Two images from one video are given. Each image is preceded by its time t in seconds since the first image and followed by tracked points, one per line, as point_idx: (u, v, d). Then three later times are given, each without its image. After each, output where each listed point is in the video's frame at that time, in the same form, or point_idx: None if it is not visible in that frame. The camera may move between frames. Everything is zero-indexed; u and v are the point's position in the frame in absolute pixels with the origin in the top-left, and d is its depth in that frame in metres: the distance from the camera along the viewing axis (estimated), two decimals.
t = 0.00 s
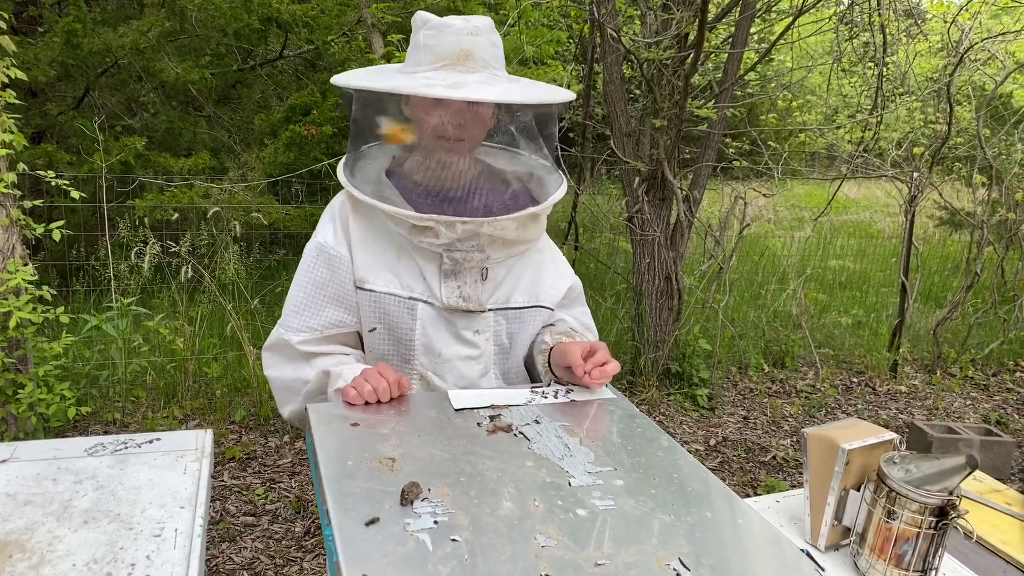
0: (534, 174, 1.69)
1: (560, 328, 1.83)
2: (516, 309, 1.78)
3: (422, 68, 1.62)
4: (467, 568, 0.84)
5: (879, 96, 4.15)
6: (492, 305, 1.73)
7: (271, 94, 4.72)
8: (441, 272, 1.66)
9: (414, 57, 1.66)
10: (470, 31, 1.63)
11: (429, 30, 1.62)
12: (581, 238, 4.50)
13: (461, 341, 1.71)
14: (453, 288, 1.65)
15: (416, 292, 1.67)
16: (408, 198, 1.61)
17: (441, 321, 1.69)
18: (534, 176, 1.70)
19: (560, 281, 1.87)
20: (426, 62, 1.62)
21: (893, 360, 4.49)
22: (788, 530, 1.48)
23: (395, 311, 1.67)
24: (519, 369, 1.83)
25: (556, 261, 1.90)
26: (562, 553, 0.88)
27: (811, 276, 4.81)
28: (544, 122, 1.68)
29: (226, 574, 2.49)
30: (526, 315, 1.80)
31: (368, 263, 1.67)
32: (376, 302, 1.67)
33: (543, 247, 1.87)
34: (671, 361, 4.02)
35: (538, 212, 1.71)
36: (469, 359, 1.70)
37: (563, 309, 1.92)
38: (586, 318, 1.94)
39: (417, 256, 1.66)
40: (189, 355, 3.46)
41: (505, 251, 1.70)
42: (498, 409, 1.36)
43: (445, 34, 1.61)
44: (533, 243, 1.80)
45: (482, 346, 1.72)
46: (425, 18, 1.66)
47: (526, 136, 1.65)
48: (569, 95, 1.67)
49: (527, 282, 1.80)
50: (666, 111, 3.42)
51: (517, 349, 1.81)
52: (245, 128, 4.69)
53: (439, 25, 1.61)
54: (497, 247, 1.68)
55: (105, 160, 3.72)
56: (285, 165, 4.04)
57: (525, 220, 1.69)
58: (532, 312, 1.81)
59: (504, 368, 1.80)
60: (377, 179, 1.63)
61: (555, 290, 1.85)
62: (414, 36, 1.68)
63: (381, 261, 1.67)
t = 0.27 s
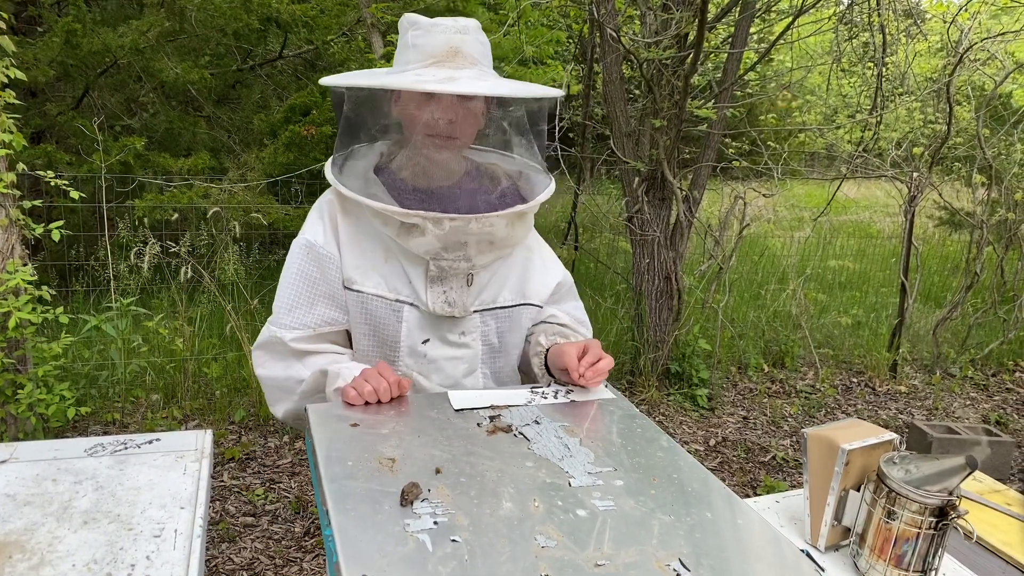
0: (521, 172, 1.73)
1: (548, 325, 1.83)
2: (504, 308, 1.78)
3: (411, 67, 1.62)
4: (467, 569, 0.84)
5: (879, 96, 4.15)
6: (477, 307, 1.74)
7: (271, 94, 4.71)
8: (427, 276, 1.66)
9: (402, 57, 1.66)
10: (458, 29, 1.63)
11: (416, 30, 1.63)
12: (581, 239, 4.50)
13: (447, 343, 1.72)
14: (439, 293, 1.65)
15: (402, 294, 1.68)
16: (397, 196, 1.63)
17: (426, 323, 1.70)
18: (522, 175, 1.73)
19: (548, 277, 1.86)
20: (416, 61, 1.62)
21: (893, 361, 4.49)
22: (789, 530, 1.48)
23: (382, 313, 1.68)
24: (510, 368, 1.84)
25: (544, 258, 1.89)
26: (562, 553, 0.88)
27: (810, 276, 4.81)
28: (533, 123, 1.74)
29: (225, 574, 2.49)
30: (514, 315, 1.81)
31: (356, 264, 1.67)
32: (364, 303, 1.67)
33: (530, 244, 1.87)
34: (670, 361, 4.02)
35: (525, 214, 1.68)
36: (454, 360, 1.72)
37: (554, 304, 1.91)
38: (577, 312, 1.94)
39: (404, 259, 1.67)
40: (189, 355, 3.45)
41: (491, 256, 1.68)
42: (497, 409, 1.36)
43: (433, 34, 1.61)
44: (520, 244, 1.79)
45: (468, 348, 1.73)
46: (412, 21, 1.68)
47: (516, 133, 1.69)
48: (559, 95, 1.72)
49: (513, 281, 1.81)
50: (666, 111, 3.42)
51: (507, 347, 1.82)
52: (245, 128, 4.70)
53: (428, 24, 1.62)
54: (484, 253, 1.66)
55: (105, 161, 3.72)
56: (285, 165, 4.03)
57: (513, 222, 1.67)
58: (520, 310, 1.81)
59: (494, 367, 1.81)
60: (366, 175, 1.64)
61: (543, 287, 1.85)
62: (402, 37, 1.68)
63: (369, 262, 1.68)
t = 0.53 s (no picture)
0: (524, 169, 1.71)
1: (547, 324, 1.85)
2: (503, 307, 1.80)
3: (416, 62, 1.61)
4: (468, 568, 0.84)
5: (878, 96, 4.15)
6: (476, 306, 1.75)
7: (271, 94, 4.71)
8: (425, 275, 1.67)
9: (405, 53, 1.65)
10: (461, 27, 1.64)
11: (420, 26, 1.62)
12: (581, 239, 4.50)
13: (445, 342, 1.73)
14: (437, 292, 1.66)
15: (400, 294, 1.69)
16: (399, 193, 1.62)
17: (424, 323, 1.71)
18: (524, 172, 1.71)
19: (546, 276, 1.88)
20: (418, 57, 1.62)
21: (893, 360, 4.49)
22: (789, 529, 1.48)
23: (379, 312, 1.69)
24: (511, 368, 1.84)
25: (541, 258, 1.92)
26: (562, 553, 0.88)
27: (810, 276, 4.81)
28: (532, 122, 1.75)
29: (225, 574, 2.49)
30: (512, 314, 1.82)
31: (353, 263, 1.68)
32: (361, 302, 1.68)
33: (527, 244, 1.89)
34: (670, 361, 4.02)
35: (523, 213, 1.70)
36: (452, 359, 1.73)
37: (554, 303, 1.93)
38: (576, 310, 1.95)
39: (401, 258, 1.68)
40: (189, 355, 3.45)
41: (490, 255, 1.69)
42: (498, 409, 1.36)
43: (437, 30, 1.61)
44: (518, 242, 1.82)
45: (467, 347, 1.75)
46: (415, 18, 1.68)
47: (518, 129, 1.69)
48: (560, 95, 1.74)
49: (512, 280, 1.82)
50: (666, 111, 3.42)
51: (507, 347, 1.82)
52: (245, 128, 4.70)
53: (431, 21, 1.61)
54: (483, 253, 1.67)
55: (105, 161, 3.72)
56: (285, 165, 4.02)
57: (512, 220, 1.68)
58: (519, 309, 1.82)
59: (494, 367, 1.81)
60: (367, 171, 1.64)
61: (541, 286, 1.86)
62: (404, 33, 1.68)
63: (366, 261, 1.69)
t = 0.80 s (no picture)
0: (530, 158, 1.73)
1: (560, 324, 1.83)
2: (514, 310, 1.79)
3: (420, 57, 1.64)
4: (467, 567, 0.84)
5: (878, 97, 4.15)
6: (486, 307, 1.75)
7: (270, 95, 4.72)
8: (432, 273, 1.67)
9: (412, 50, 1.69)
10: (467, 23, 1.67)
11: (427, 23, 1.67)
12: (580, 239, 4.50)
13: (453, 344, 1.74)
14: (444, 290, 1.66)
15: (406, 293, 1.70)
16: (405, 184, 1.67)
17: (432, 323, 1.73)
18: (530, 162, 1.73)
19: (559, 281, 1.89)
20: (423, 52, 1.65)
21: (892, 360, 4.50)
22: (787, 529, 1.48)
23: (386, 312, 1.71)
24: (519, 372, 1.84)
25: (556, 262, 1.92)
26: (561, 552, 0.88)
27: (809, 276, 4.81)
28: (536, 113, 1.78)
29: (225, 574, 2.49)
30: (524, 316, 1.81)
31: (361, 262, 1.70)
32: (368, 301, 1.70)
33: (540, 247, 1.90)
34: (669, 361, 4.02)
35: (532, 211, 1.68)
36: (459, 360, 1.74)
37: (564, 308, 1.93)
38: (588, 312, 1.95)
39: (409, 257, 1.68)
40: (188, 355, 3.45)
41: (497, 252, 1.67)
42: (497, 408, 1.37)
43: (441, 26, 1.64)
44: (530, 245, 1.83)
45: (475, 348, 1.75)
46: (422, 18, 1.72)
47: (522, 119, 1.74)
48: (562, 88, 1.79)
49: (525, 283, 1.82)
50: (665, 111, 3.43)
51: (516, 351, 1.81)
52: (244, 128, 4.71)
53: (436, 18, 1.66)
54: (490, 250, 1.65)
55: (104, 161, 3.72)
56: (285, 165, 3.99)
57: (519, 215, 1.66)
58: (530, 313, 1.82)
59: (501, 369, 1.81)
60: (373, 166, 1.66)
61: (554, 290, 1.87)
62: (412, 33, 1.72)
63: (373, 261, 1.71)
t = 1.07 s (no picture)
0: (537, 154, 1.72)
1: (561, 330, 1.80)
2: (514, 315, 1.80)
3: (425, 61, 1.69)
4: (464, 567, 0.85)
5: (876, 98, 4.16)
6: (492, 311, 1.76)
7: (269, 96, 4.72)
8: (442, 275, 1.69)
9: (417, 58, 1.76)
10: (467, 30, 1.73)
11: (428, 34, 1.74)
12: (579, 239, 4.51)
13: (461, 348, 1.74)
14: (453, 292, 1.68)
15: (419, 296, 1.73)
16: (413, 184, 1.67)
17: (442, 324, 1.76)
18: (538, 159, 1.73)
19: (563, 291, 1.88)
20: (425, 57, 1.70)
21: (890, 361, 4.51)
22: (784, 529, 1.49)
23: (399, 314, 1.74)
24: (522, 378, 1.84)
25: (564, 270, 1.91)
26: (557, 553, 0.89)
27: (808, 276, 4.82)
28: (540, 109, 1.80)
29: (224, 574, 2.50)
30: (523, 321, 1.82)
31: (373, 266, 1.72)
32: (381, 304, 1.73)
33: (553, 255, 1.90)
34: (668, 362, 4.03)
35: (540, 212, 1.69)
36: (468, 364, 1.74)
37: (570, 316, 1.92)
38: (595, 323, 1.94)
39: (420, 259, 1.71)
40: (187, 356, 3.46)
41: (506, 255, 1.69)
42: (495, 410, 1.38)
43: (442, 33, 1.71)
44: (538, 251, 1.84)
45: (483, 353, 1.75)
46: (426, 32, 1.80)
47: (527, 115, 1.75)
48: (566, 83, 1.80)
49: (528, 289, 1.83)
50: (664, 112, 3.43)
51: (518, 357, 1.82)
52: (243, 129, 4.72)
53: (436, 28, 1.73)
54: (499, 252, 1.66)
55: (103, 162, 3.72)
56: (284, 166, 4.02)
57: (528, 216, 1.67)
58: (529, 320, 1.83)
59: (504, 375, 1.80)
60: (383, 170, 1.66)
61: (555, 299, 1.86)
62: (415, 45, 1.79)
63: (386, 264, 1.74)
